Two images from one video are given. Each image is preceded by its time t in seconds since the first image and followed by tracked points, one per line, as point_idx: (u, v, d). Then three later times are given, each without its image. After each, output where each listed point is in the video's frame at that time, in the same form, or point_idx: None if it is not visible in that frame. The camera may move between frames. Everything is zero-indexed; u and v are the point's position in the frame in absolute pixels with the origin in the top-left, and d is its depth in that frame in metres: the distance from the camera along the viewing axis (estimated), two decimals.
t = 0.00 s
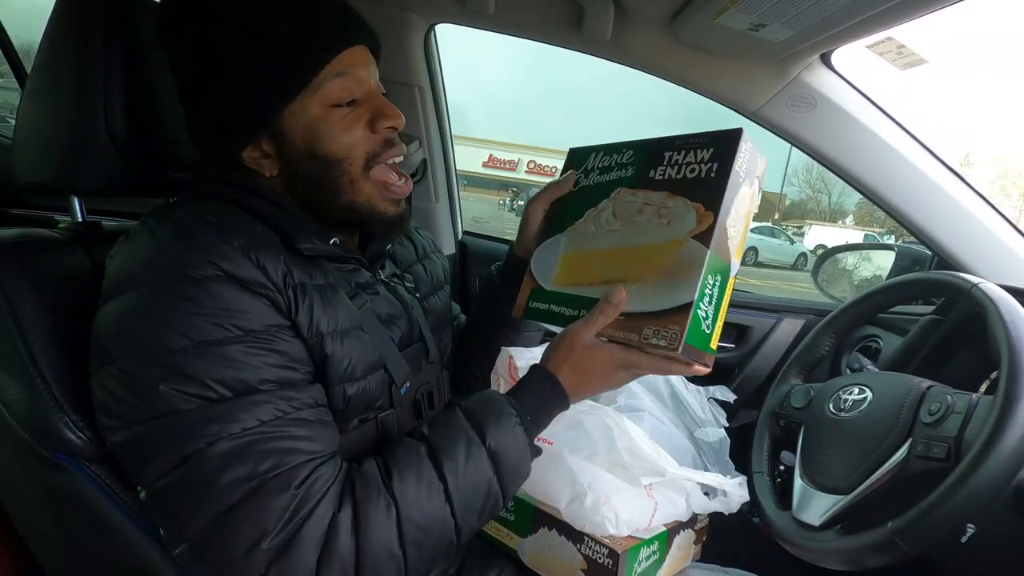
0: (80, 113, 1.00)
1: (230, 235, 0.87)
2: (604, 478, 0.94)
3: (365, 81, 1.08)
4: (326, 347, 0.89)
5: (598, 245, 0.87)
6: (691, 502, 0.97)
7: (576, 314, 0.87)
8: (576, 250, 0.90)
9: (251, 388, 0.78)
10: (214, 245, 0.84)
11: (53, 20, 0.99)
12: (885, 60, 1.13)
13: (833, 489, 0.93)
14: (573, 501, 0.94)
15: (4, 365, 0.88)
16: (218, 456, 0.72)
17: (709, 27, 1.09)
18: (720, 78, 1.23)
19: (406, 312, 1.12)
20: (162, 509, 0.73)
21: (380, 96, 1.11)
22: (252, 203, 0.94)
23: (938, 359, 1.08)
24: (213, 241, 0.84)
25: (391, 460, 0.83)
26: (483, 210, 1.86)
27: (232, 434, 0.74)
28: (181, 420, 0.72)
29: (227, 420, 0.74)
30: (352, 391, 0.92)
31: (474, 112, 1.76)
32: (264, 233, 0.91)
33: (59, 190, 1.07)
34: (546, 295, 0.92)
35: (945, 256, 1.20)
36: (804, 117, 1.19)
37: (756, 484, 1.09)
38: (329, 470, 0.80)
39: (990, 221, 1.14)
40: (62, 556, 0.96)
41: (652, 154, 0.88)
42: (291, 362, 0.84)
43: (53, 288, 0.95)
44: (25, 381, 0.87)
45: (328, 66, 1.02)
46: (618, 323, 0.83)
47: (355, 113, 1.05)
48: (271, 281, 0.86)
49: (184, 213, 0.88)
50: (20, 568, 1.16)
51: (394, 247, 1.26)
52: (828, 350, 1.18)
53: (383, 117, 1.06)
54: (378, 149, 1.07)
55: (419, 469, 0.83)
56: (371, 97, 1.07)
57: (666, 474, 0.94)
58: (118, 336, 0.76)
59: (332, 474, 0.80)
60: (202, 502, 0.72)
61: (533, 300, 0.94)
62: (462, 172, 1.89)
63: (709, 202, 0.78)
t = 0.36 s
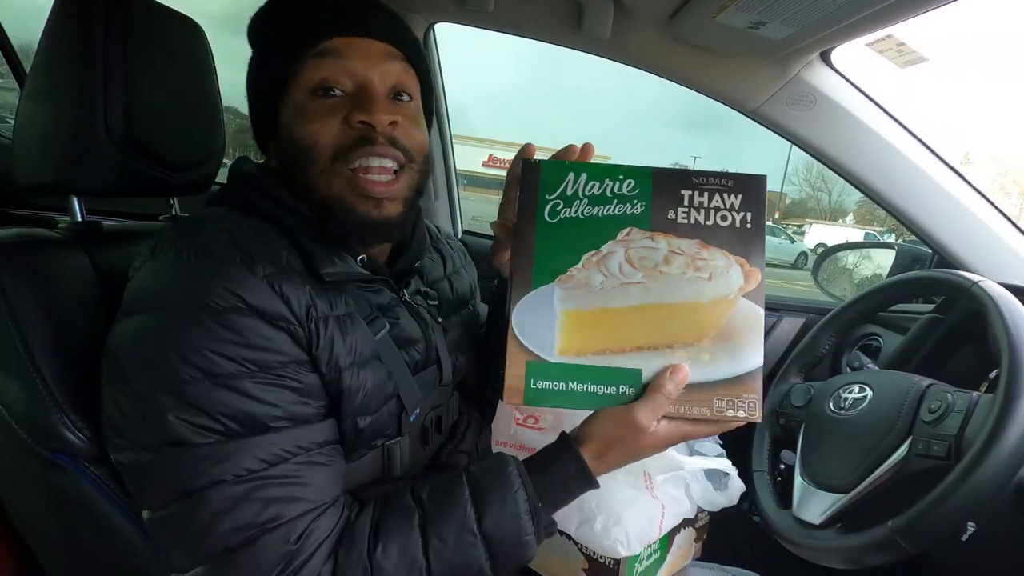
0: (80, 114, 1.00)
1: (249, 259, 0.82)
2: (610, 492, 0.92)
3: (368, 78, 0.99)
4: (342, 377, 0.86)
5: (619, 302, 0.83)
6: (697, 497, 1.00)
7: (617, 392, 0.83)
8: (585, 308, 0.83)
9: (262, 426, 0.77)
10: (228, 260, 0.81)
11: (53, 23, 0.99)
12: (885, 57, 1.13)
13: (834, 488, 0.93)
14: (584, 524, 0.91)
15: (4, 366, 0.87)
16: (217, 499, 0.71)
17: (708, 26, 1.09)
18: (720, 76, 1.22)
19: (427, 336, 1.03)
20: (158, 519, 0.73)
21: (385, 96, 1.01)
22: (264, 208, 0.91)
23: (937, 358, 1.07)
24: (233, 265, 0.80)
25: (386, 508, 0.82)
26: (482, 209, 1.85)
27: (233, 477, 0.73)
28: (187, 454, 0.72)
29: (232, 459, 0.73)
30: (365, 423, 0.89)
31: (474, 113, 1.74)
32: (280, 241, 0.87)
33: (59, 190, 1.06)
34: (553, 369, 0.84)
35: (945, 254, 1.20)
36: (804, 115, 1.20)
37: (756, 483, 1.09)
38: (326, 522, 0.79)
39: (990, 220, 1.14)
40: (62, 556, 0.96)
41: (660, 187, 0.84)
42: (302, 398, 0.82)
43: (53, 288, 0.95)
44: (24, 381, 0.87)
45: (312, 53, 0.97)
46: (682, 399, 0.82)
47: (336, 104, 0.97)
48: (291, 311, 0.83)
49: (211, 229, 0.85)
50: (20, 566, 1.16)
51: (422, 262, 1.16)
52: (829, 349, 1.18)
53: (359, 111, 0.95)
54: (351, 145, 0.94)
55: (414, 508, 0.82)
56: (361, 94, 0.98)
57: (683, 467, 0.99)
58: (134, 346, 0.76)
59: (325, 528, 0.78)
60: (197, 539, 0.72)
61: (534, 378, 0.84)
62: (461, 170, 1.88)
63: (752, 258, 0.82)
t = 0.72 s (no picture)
0: (75, 116, 1.00)
1: (237, 271, 0.81)
2: (613, 503, 0.91)
3: (393, 92, 0.96)
4: (335, 392, 0.85)
5: (609, 303, 0.82)
6: (695, 492, 1.02)
7: (615, 400, 0.84)
8: (575, 315, 0.82)
9: (254, 440, 0.77)
10: (216, 272, 0.80)
11: (48, 29, 0.99)
12: (881, 58, 1.14)
13: (832, 489, 0.93)
14: (588, 537, 0.90)
15: None
16: (208, 513, 0.72)
17: (705, 27, 1.09)
18: (718, 76, 1.22)
19: (422, 343, 1.03)
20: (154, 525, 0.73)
21: (409, 112, 0.98)
22: (259, 214, 0.90)
23: (935, 357, 1.07)
24: (221, 279, 0.80)
25: (379, 517, 0.84)
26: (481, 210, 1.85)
27: (222, 493, 0.73)
28: (176, 469, 0.72)
29: (222, 475, 0.73)
30: (360, 436, 0.89)
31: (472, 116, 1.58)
32: (274, 255, 0.86)
33: (55, 191, 1.06)
34: (547, 385, 0.83)
35: (942, 255, 1.20)
36: (801, 116, 1.20)
37: (754, 483, 1.09)
38: (318, 537, 0.79)
39: (986, 220, 1.14)
40: (59, 559, 0.95)
41: (640, 174, 0.83)
42: (293, 412, 0.81)
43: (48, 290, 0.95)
44: (20, 384, 0.86)
45: (332, 55, 0.96)
46: (683, 397, 0.84)
47: (355, 111, 0.94)
48: (280, 324, 0.82)
49: (199, 241, 0.84)
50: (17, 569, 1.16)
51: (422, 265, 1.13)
52: (826, 349, 1.18)
53: (378, 123, 0.92)
54: (363, 161, 0.92)
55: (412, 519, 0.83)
56: (381, 105, 0.95)
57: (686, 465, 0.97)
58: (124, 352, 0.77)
59: (318, 544, 0.79)
60: (190, 551, 0.73)
61: (528, 394, 0.83)
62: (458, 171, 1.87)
63: (737, 244, 0.83)
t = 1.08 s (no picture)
0: (82, 134, 1.01)
1: (240, 286, 0.82)
2: (612, 516, 0.91)
3: (383, 105, 0.99)
4: (338, 405, 0.86)
5: (608, 315, 0.82)
6: (694, 503, 1.02)
7: (612, 410, 0.84)
8: (573, 326, 0.82)
9: (256, 454, 0.77)
10: (218, 288, 0.81)
11: (58, 49, 1.01)
12: (876, 77, 1.14)
13: (833, 504, 0.93)
14: (590, 553, 0.90)
15: (5, 384, 0.88)
16: (212, 528, 0.72)
17: (703, 46, 1.10)
18: (716, 95, 1.24)
19: (419, 357, 1.04)
20: (156, 539, 0.74)
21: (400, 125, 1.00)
22: (263, 234, 0.91)
23: (934, 374, 1.08)
24: (223, 295, 0.81)
25: (381, 530, 0.84)
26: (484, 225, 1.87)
27: (225, 507, 0.73)
28: (180, 484, 0.72)
29: (224, 490, 0.74)
30: (360, 450, 0.89)
31: (476, 128, 1.67)
32: (274, 270, 0.88)
33: (61, 208, 1.08)
34: (546, 395, 0.84)
35: (940, 270, 1.20)
36: (796, 133, 1.22)
37: (756, 499, 1.08)
38: (320, 550, 0.79)
39: (984, 235, 1.15)
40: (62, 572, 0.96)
41: (644, 188, 0.82)
42: (295, 425, 0.82)
43: (54, 306, 0.96)
44: (26, 398, 0.87)
45: (326, 68, 0.98)
46: (680, 410, 0.84)
47: (348, 125, 0.96)
48: (281, 339, 0.83)
49: (199, 258, 0.85)
50: None
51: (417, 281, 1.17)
52: (826, 364, 1.18)
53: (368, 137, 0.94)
54: (355, 173, 0.94)
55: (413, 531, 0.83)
56: (372, 118, 0.98)
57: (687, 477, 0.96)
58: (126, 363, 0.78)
59: (322, 554, 0.79)
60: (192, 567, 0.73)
61: (524, 403, 0.84)
62: (461, 185, 1.88)
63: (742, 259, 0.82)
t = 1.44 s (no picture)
0: (82, 139, 1.02)
1: (239, 293, 0.83)
2: (611, 520, 0.91)
3: (385, 111, 1.00)
4: (336, 412, 0.86)
5: (595, 315, 0.80)
6: (689, 502, 1.04)
7: (599, 405, 0.82)
8: (561, 324, 0.81)
9: (255, 460, 0.77)
10: (217, 295, 0.81)
11: (58, 53, 1.01)
12: (872, 84, 1.15)
13: (830, 508, 0.93)
14: (591, 559, 0.90)
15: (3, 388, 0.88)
16: (214, 533, 0.72)
17: (699, 53, 1.11)
18: (713, 101, 1.25)
19: (416, 367, 1.06)
20: (157, 545, 0.74)
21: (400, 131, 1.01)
22: (263, 239, 0.92)
23: (930, 380, 1.08)
24: (223, 303, 0.81)
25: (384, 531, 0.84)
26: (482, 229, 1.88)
27: (229, 512, 0.74)
28: (179, 490, 0.73)
29: (225, 494, 0.74)
30: (356, 457, 0.89)
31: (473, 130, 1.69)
32: (275, 277, 0.88)
33: (60, 212, 1.08)
34: (538, 387, 0.83)
35: (937, 275, 1.21)
36: (792, 138, 1.22)
37: (754, 505, 1.08)
38: (323, 555, 0.78)
39: (980, 241, 1.15)
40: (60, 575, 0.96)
41: (629, 192, 0.80)
42: (296, 431, 0.83)
43: (52, 310, 0.96)
44: (24, 402, 0.87)
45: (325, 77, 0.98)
46: (666, 408, 0.81)
47: (347, 132, 0.97)
48: (280, 347, 0.83)
49: (202, 263, 0.85)
50: None
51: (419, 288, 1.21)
52: (824, 368, 1.19)
53: (371, 143, 0.96)
54: (357, 181, 0.96)
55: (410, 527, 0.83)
56: (373, 124, 0.98)
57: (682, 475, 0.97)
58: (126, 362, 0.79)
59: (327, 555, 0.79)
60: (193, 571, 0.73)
61: (517, 396, 0.84)
62: (459, 189, 1.88)
63: (732, 262, 0.78)
